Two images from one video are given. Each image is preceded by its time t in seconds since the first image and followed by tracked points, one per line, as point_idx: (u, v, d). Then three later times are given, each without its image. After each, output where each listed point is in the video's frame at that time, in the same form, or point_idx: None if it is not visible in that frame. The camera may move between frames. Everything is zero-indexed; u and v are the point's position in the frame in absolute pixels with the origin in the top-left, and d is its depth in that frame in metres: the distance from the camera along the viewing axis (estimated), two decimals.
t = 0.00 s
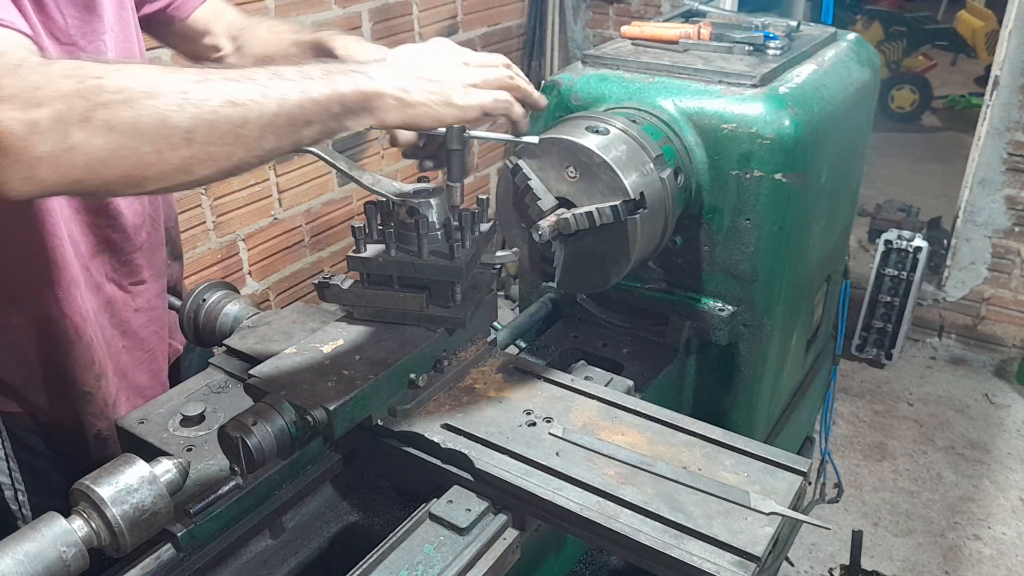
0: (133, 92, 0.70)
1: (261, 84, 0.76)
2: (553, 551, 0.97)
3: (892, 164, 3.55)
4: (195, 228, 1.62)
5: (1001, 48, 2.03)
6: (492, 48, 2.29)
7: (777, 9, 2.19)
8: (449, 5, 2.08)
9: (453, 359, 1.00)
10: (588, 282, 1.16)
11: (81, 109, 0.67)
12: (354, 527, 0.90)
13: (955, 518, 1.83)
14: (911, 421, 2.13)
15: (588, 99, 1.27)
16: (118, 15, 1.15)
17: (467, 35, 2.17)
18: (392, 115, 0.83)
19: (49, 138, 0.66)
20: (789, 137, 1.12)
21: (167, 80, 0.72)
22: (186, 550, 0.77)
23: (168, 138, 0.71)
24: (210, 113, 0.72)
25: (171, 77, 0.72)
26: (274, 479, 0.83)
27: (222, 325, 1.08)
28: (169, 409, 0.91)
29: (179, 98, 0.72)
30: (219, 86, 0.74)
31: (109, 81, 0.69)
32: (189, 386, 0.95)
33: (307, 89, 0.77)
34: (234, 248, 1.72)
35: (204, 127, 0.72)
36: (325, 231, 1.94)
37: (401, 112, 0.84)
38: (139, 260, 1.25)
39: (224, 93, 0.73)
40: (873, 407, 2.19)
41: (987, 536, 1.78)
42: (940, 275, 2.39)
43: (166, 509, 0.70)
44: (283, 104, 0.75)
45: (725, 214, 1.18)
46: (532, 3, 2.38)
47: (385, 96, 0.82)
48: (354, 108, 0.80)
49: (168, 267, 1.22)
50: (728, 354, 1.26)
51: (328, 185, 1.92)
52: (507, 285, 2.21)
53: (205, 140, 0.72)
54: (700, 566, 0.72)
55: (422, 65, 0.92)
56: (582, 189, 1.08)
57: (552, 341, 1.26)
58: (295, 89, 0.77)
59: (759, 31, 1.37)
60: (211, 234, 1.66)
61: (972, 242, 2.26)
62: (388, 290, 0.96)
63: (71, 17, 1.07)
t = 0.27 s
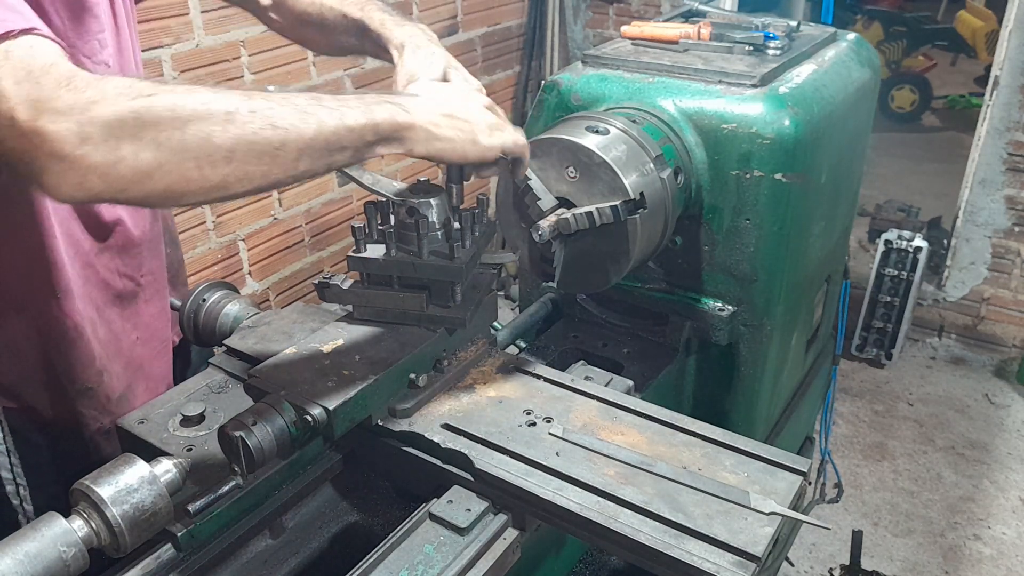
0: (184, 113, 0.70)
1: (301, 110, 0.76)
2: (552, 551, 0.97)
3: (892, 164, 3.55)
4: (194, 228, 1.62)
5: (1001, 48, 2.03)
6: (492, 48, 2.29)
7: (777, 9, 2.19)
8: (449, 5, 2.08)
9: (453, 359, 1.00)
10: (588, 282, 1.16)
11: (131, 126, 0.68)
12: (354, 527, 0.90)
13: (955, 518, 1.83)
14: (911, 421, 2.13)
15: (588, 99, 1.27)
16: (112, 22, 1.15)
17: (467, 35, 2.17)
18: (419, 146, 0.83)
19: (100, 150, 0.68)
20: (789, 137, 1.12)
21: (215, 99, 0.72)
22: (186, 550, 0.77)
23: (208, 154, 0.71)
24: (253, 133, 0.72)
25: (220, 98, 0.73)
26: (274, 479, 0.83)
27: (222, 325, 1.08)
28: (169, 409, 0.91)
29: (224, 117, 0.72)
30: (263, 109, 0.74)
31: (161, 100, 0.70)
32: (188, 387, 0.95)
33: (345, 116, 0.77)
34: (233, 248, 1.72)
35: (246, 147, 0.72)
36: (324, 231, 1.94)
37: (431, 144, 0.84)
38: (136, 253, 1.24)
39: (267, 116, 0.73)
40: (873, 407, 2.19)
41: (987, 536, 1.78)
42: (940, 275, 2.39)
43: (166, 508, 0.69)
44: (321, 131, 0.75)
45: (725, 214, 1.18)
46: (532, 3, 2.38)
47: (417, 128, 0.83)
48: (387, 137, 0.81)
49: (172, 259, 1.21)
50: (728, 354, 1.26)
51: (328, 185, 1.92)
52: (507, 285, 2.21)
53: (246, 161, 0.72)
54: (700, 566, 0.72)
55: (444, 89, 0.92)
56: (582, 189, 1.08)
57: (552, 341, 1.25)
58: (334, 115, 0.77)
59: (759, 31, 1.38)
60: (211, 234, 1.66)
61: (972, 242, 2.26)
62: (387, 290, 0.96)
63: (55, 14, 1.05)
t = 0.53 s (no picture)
0: (196, 88, 0.73)
1: (311, 91, 0.77)
2: (552, 551, 0.97)
3: (892, 164, 3.55)
4: (194, 228, 1.62)
5: (1001, 48, 2.03)
6: (492, 48, 2.29)
7: (778, 8, 2.19)
8: (449, 5, 2.08)
9: (453, 359, 1.00)
10: (589, 282, 1.16)
11: (148, 96, 0.71)
12: (354, 527, 0.90)
13: (955, 518, 1.83)
14: (911, 421, 2.13)
15: (588, 99, 1.27)
16: None
17: (467, 35, 2.17)
18: (423, 136, 0.84)
19: (118, 120, 0.71)
20: (789, 137, 1.12)
21: (228, 77, 0.74)
22: (186, 550, 0.77)
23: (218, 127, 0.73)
24: (261, 111, 0.74)
25: (235, 75, 0.75)
26: (274, 479, 0.83)
27: (222, 325, 1.08)
28: (169, 409, 0.91)
29: (240, 97, 0.74)
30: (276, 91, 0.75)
31: (177, 74, 0.72)
32: (188, 387, 0.95)
33: (354, 99, 0.79)
34: (233, 248, 1.72)
35: (257, 125, 0.74)
36: (325, 231, 1.94)
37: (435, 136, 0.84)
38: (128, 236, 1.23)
39: (279, 98, 0.75)
40: (873, 407, 2.19)
41: (987, 536, 1.78)
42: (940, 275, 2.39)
43: (166, 508, 0.69)
44: (329, 114, 0.77)
45: (724, 214, 1.18)
46: (532, 3, 2.38)
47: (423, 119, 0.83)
48: (393, 124, 0.82)
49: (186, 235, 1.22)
50: (728, 354, 1.26)
51: (328, 185, 1.92)
52: (507, 285, 2.21)
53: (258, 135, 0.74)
54: (700, 566, 0.72)
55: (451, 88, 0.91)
56: (582, 189, 1.08)
57: (553, 341, 1.25)
58: (343, 102, 0.78)
59: (759, 31, 1.38)
60: (211, 234, 1.66)
61: (972, 242, 2.26)
62: (387, 290, 0.96)
63: None
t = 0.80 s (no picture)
0: (154, 90, 0.78)
1: (265, 94, 0.82)
2: (552, 551, 0.97)
3: (891, 164, 3.55)
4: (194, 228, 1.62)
5: (1001, 48, 2.03)
6: (492, 48, 2.28)
7: (777, 9, 2.19)
8: (449, 5, 2.08)
9: (453, 359, 0.99)
10: (588, 282, 1.16)
11: (104, 98, 0.77)
12: (354, 527, 0.90)
13: (955, 518, 1.83)
14: (911, 421, 2.13)
15: (588, 99, 1.27)
16: None
17: (467, 35, 2.17)
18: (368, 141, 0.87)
19: (75, 120, 0.77)
20: (789, 137, 1.12)
21: (185, 80, 0.79)
22: (187, 550, 0.77)
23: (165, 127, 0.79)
24: (214, 116, 0.79)
25: (191, 79, 0.80)
26: (274, 479, 0.83)
27: (222, 325, 1.08)
28: (169, 410, 0.91)
29: (193, 99, 0.79)
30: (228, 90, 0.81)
31: (134, 77, 0.78)
32: (188, 387, 0.95)
33: (305, 106, 0.84)
34: (233, 248, 1.72)
35: (210, 128, 0.79)
36: (325, 231, 1.94)
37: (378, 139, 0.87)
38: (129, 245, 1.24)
39: (231, 99, 0.80)
40: (873, 407, 2.19)
41: (987, 536, 1.78)
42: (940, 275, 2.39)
43: (166, 508, 0.69)
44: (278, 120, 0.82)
45: (725, 214, 1.18)
46: (532, 3, 2.38)
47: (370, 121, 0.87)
48: (342, 129, 0.86)
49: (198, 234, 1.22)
50: (729, 354, 1.26)
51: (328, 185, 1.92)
52: (507, 285, 2.21)
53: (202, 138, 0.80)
54: (700, 566, 0.72)
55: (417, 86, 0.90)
56: (582, 189, 1.08)
57: (552, 341, 1.25)
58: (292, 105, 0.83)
59: (759, 31, 1.38)
60: (211, 234, 1.66)
61: (972, 242, 2.26)
62: (387, 290, 0.96)
63: None
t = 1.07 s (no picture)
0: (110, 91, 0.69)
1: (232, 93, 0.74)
2: (552, 551, 0.97)
3: (891, 164, 3.55)
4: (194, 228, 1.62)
5: (1001, 48, 2.03)
6: (492, 48, 2.28)
7: (777, 9, 2.19)
8: (449, 5, 2.08)
9: (453, 359, 0.99)
10: (588, 282, 1.16)
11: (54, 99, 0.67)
12: (354, 527, 0.90)
13: (955, 517, 1.83)
14: (911, 421, 2.13)
15: (588, 99, 1.27)
16: None
17: (467, 35, 2.17)
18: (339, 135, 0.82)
19: (27, 125, 0.67)
20: (789, 137, 1.12)
21: (147, 81, 0.71)
22: (186, 550, 0.77)
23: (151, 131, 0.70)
24: (184, 117, 0.71)
25: (151, 78, 0.72)
26: (274, 479, 0.83)
27: (222, 325, 1.08)
28: (169, 409, 0.91)
29: (156, 100, 0.71)
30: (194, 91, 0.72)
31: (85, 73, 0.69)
32: (188, 386, 0.95)
33: (274, 99, 0.76)
34: (233, 248, 1.72)
35: (178, 129, 0.71)
36: (324, 232, 1.94)
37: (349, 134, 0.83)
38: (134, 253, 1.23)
39: (198, 100, 0.72)
40: (873, 407, 2.19)
41: (987, 536, 1.78)
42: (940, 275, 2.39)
43: (166, 508, 0.69)
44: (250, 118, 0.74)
45: (724, 214, 1.18)
46: (532, 3, 2.38)
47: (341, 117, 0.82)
48: (315, 126, 0.79)
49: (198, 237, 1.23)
50: (728, 354, 1.26)
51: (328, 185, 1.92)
52: (507, 285, 2.21)
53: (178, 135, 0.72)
54: (700, 566, 0.72)
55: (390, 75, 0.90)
56: (582, 189, 1.08)
57: (552, 341, 1.25)
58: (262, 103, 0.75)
59: (759, 31, 1.38)
60: (211, 234, 1.66)
61: (972, 242, 2.26)
62: (387, 290, 0.96)
63: None
